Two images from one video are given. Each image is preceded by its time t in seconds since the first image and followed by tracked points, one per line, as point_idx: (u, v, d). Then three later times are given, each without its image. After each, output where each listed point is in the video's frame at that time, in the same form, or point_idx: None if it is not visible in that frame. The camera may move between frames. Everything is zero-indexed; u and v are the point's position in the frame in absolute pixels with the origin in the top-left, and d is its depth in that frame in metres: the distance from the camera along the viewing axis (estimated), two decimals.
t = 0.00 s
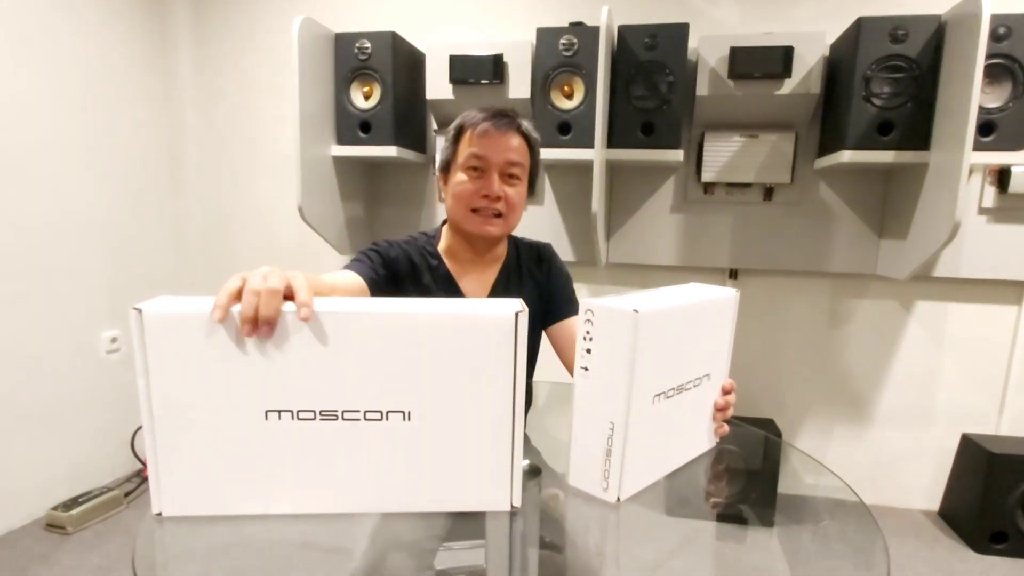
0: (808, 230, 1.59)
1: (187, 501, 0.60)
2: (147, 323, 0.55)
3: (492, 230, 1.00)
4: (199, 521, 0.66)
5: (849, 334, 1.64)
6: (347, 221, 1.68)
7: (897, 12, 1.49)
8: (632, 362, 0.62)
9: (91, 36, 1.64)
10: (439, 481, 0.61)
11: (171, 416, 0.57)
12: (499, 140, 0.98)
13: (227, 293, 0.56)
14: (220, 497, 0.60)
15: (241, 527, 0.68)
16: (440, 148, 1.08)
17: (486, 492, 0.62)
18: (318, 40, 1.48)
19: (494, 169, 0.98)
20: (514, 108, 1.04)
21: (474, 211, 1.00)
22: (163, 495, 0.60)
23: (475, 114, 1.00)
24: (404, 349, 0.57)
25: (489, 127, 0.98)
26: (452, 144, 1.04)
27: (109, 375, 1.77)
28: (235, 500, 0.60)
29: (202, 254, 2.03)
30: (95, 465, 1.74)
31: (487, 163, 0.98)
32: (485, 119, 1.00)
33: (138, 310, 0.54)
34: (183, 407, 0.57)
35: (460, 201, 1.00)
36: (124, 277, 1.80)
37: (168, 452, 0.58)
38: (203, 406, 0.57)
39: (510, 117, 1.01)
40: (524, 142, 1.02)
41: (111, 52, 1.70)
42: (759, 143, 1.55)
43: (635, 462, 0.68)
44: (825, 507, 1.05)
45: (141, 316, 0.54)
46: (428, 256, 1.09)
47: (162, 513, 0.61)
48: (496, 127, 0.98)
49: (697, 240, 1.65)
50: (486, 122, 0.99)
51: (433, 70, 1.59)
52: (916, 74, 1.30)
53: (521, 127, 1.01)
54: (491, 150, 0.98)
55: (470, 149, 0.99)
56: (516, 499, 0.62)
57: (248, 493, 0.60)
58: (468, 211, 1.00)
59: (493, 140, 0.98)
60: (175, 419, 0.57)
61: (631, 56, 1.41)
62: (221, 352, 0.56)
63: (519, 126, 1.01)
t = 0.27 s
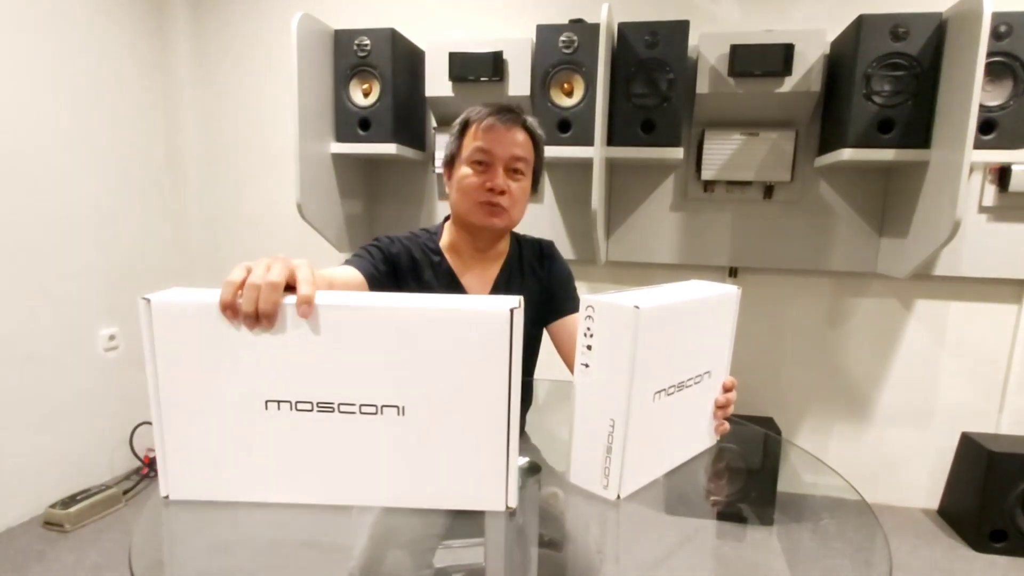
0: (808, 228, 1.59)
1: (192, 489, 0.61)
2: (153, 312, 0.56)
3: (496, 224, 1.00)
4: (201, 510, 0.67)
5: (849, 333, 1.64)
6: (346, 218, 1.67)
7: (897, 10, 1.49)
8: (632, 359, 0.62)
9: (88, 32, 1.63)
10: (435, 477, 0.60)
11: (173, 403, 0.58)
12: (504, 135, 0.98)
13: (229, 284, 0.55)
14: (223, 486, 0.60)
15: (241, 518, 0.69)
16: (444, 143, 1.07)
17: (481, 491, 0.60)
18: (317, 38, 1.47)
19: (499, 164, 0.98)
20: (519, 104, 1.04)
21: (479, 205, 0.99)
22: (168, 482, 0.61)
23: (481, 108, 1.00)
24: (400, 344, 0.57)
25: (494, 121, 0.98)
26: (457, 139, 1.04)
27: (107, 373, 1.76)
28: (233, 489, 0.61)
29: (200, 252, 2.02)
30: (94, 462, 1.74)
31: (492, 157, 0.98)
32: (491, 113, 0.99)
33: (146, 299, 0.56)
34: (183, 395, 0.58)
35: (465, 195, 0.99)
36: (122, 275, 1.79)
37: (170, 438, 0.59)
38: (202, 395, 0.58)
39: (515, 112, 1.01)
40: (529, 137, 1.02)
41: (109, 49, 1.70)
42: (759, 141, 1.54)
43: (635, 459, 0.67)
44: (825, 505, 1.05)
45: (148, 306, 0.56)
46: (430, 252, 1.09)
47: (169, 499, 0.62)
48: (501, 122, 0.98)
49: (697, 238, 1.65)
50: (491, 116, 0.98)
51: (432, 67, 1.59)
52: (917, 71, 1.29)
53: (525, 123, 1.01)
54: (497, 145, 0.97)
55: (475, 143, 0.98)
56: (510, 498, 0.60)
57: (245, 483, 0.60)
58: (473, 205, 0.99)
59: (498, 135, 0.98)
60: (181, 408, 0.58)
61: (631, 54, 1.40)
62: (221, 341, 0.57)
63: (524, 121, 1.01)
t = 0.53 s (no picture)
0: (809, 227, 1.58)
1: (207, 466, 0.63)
2: (176, 299, 0.60)
3: (501, 224, 1.00)
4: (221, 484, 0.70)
5: (849, 333, 1.63)
6: (345, 217, 1.67)
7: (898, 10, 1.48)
8: (633, 358, 0.61)
9: (87, 30, 1.63)
10: (412, 479, 0.56)
11: (186, 384, 0.61)
12: (512, 135, 0.97)
13: (230, 277, 0.57)
14: (230, 466, 0.62)
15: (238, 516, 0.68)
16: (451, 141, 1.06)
17: (456, 502, 0.55)
18: (317, 36, 1.47)
19: (506, 164, 0.97)
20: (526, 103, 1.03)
21: (485, 204, 0.99)
22: (189, 457, 0.64)
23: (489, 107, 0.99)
24: (376, 338, 0.54)
25: (502, 121, 0.97)
26: (463, 137, 1.03)
27: (105, 371, 1.76)
28: (238, 471, 0.62)
29: (199, 250, 2.02)
30: (93, 461, 1.73)
31: (499, 156, 0.97)
32: (499, 113, 0.99)
33: (170, 288, 0.60)
34: (200, 377, 0.60)
35: (471, 194, 0.99)
36: (121, 273, 1.79)
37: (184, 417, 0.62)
38: (209, 378, 0.60)
39: (523, 112, 1.00)
40: (536, 137, 1.01)
41: (107, 46, 1.69)
42: (760, 140, 1.54)
43: (635, 460, 0.66)
44: (825, 504, 1.05)
45: (171, 293, 0.60)
46: (432, 251, 1.08)
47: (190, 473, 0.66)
48: (509, 122, 0.97)
49: (697, 237, 1.65)
50: (499, 116, 0.98)
51: (431, 66, 1.58)
52: (918, 70, 1.29)
53: (533, 123, 1.01)
54: (505, 144, 0.97)
55: (483, 142, 0.98)
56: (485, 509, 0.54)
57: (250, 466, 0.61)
58: (479, 205, 0.99)
59: (506, 135, 0.97)
60: (196, 389, 0.61)
61: (631, 53, 1.40)
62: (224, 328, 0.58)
63: (532, 121, 1.00)
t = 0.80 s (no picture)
0: (809, 227, 1.58)
1: (209, 449, 0.68)
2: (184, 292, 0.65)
3: (502, 225, 1.00)
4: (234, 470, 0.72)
5: (848, 333, 1.63)
6: (344, 215, 1.66)
7: (899, 9, 1.48)
8: (635, 357, 0.61)
9: (86, 27, 1.62)
10: (384, 474, 0.58)
11: (193, 373, 0.66)
12: (515, 135, 0.97)
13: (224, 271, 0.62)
14: (227, 450, 0.67)
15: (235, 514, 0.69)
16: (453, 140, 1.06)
17: (425, 497, 0.57)
18: (317, 34, 1.46)
19: (509, 165, 0.97)
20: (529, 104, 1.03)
21: (487, 205, 0.99)
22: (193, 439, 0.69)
23: (492, 107, 0.99)
24: (353, 336, 0.57)
25: (506, 121, 0.97)
26: (466, 136, 1.03)
27: (103, 370, 1.76)
28: (237, 457, 0.67)
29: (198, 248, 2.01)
30: (91, 459, 1.73)
31: (502, 157, 0.97)
32: (503, 113, 0.98)
33: (179, 281, 0.65)
34: (203, 365, 0.65)
35: (473, 194, 0.98)
36: (119, 271, 1.78)
37: (193, 404, 0.67)
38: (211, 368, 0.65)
39: (526, 112, 1.00)
40: (539, 138, 1.01)
41: (106, 44, 1.69)
42: (760, 140, 1.54)
43: (635, 459, 0.66)
44: (824, 504, 1.05)
45: (180, 286, 0.64)
46: (429, 253, 1.08)
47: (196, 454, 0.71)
48: (512, 122, 0.97)
49: (696, 237, 1.65)
50: (503, 116, 0.97)
51: (431, 64, 1.58)
52: (919, 71, 1.29)
53: (535, 123, 1.00)
54: (509, 145, 0.97)
55: (485, 142, 0.97)
56: (449, 510, 0.55)
57: (245, 451, 0.65)
58: (481, 205, 0.99)
59: (509, 135, 0.97)
60: (199, 375, 0.66)
61: (632, 52, 1.40)
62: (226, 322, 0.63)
63: (535, 122, 1.00)
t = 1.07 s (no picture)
0: (806, 228, 1.59)
1: (208, 447, 0.68)
2: (182, 291, 0.65)
3: (496, 225, 1.00)
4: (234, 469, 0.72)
5: (845, 333, 1.64)
6: (343, 215, 1.66)
7: (897, 11, 1.49)
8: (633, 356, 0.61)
9: (84, 25, 1.62)
10: (383, 473, 0.58)
11: (193, 371, 0.66)
12: (507, 135, 0.97)
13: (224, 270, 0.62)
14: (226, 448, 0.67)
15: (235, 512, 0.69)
16: (447, 140, 1.06)
17: (423, 497, 0.57)
18: (316, 33, 1.46)
19: (502, 165, 0.97)
20: (522, 103, 1.03)
21: (480, 205, 0.99)
22: (191, 437, 0.69)
23: (485, 107, 0.99)
24: (352, 335, 0.57)
25: (498, 121, 0.97)
26: (459, 136, 1.03)
27: (101, 368, 1.75)
28: (237, 455, 0.67)
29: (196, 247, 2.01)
30: (88, 458, 1.73)
31: (495, 157, 0.97)
32: (495, 112, 0.98)
33: (177, 280, 0.64)
34: (202, 363, 0.65)
35: (467, 195, 0.99)
36: (117, 270, 1.78)
37: (192, 402, 0.67)
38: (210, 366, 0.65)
39: (519, 112, 1.00)
40: (531, 138, 1.01)
41: (105, 42, 1.69)
42: (758, 141, 1.54)
43: (634, 458, 0.66)
44: (821, 505, 1.05)
45: (179, 285, 0.64)
46: (426, 252, 1.08)
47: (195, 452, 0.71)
48: (504, 122, 0.97)
49: (694, 237, 1.65)
50: (495, 115, 0.97)
51: (430, 64, 1.58)
52: (916, 72, 1.29)
53: (528, 123, 1.00)
54: (501, 145, 0.97)
55: (478, 143, 0.97)
56: (448, 510, 0.55)
57: (244, 450, 0.65)
58: (474, 205, 0.99)
59: (501, 135, 0.97)
60: (199, 374, 0.66)
61: (631, 52, 1.40)
62: (225, 319, 0.63)
63: (527, 122, 1.00)
